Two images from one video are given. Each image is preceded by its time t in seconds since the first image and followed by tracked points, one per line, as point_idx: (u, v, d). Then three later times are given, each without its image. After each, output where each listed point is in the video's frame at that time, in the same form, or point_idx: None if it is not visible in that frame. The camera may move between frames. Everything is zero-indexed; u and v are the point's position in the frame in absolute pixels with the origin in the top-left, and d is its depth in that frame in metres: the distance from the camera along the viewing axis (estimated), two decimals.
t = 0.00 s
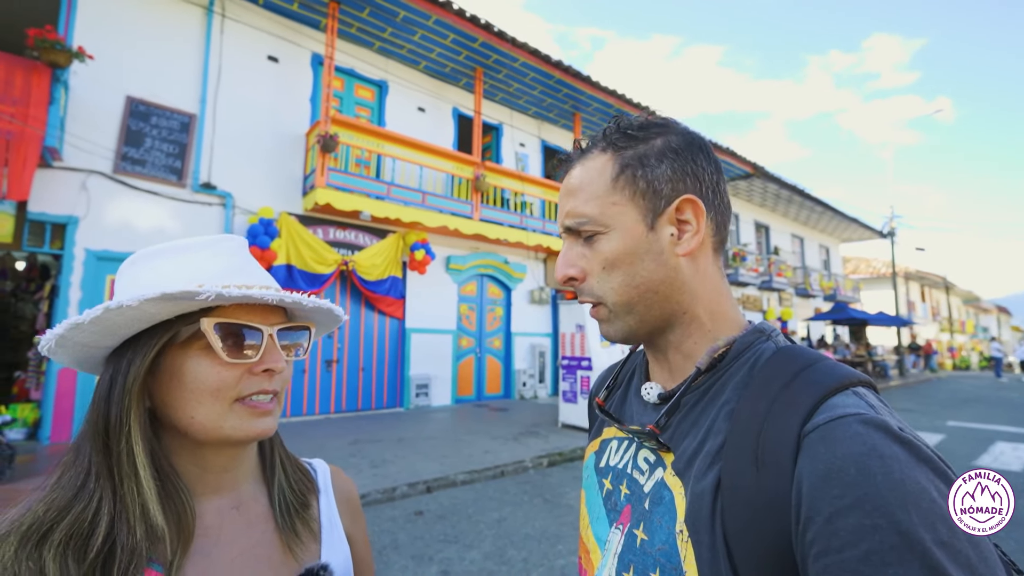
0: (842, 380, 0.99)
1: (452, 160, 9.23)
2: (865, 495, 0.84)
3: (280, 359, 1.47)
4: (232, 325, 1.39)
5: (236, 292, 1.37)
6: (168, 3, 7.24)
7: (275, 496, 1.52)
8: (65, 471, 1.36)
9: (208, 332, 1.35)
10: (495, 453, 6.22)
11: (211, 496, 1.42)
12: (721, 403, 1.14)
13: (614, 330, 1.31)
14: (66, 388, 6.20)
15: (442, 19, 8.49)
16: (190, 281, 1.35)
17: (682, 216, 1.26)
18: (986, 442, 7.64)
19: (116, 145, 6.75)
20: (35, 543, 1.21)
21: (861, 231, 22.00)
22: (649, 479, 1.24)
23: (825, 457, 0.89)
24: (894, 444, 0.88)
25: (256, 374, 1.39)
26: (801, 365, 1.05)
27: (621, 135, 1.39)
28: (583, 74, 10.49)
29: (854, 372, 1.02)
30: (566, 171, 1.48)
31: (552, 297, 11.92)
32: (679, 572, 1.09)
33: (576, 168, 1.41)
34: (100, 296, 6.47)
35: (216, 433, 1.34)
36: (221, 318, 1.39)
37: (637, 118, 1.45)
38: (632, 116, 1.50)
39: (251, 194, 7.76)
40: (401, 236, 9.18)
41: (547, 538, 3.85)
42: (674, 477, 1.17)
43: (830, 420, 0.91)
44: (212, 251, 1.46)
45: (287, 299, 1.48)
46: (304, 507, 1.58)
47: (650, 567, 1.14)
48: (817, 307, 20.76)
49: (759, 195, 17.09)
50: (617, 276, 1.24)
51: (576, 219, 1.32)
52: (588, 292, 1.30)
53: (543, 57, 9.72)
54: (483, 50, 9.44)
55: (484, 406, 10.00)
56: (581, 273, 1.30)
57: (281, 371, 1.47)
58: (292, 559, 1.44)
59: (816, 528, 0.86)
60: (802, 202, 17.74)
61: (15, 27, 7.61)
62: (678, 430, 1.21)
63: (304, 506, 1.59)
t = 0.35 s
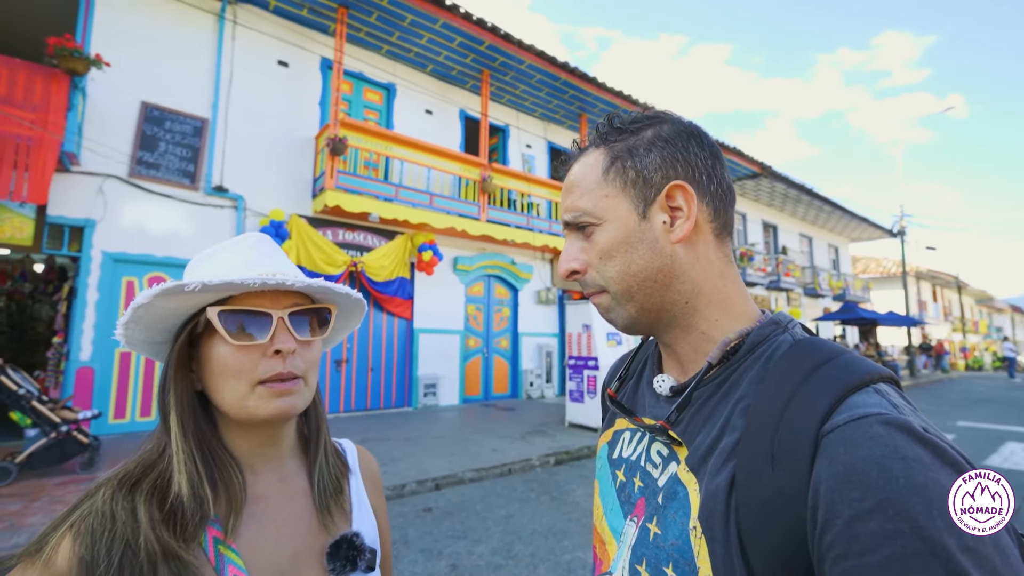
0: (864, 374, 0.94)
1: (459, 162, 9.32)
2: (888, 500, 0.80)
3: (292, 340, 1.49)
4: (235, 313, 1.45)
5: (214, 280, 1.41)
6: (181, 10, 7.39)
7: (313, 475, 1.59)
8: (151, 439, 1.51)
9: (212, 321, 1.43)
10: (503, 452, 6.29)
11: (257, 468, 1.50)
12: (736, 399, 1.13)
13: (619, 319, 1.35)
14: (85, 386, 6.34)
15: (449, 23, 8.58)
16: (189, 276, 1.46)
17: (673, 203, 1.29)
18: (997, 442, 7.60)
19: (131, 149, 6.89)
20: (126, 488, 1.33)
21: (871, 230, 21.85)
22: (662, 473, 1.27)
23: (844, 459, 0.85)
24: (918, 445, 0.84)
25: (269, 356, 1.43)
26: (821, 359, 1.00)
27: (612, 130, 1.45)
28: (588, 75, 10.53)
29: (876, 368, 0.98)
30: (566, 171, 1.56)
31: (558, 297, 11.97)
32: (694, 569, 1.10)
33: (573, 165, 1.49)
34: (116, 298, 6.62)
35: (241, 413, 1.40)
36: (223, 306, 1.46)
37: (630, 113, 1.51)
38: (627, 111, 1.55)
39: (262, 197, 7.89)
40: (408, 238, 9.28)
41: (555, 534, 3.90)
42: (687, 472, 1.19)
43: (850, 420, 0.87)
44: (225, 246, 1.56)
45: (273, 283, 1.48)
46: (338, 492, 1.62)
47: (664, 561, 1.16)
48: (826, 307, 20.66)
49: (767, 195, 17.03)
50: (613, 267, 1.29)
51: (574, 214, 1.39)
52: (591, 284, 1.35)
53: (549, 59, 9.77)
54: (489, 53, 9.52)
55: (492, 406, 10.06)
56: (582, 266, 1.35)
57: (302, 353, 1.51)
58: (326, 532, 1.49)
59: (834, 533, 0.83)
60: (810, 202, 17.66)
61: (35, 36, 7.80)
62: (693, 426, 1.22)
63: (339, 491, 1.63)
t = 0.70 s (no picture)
0: (873, 369, 0.96)
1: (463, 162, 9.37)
2: (895, 494, 0.83)
3: (316, 343, 1.51)
4: (266, 313, 1.51)
5: (245, 286, 1.48)
6: (188, 12, 7.46)
7: (338, 460, 1.64)
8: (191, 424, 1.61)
9: (245, 321, 1.50)
10: (507, 450, 6.33)
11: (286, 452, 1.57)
12: (745, 391, 1.17)
13: (619, 308, 1.40)
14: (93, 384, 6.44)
15: (453, 23, 8.62)
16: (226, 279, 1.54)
17: (677, 197, 1.31)
18: (1001, 442, 7.58)
19: (140, 150, 6.97)
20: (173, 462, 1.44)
21: (875, 230, 21.74)
22: (671, 466, 1.30)
23: (851, 454, 0.87)
24: (926, 440, 0.86)
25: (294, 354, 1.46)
26: (831, 352, 1.03)
27: (622, 118, 1.47)
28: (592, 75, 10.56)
29: (888, 360, 0.99)
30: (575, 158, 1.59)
31: (562, 297, 12.01)
32: (702, 562, 1.13)
33: (582, 153, 1.52)
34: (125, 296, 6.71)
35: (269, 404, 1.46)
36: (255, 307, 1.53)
37: (642, 101, 1.52)
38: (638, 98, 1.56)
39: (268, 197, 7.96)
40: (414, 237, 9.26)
41: (558, 530, 3.94)
42: (696, 466, 1.22)
43: (858, 415, 0.89)
44: (261, 250, 1.62)
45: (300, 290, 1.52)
46: (361, 480, 1.66)
47: (674, 554, 1.20)
48: (830, 306, 20.59)
49: (772, 195, 16.97)
50: (613, 257, 1.33)
51: (578, 204, 1.43)
52: (593, 273, 1.40)
53: (552, 59, 9.80)
54: (494, 53, 9.56)
55: (496, 405, 10.11)
56: (585, 256, 1.39)
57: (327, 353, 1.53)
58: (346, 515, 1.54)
59: (841, 528, 0.86)
60: (814, 201, 17.59)
61: (45, 39, 7.90)
62: (702, 419, 1.25)
63: (361, 479, 1.67)
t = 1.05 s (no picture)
0: (891, 377, 0.95)
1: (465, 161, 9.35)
2: (916, 505, 0.81)
3: (343, 341, 1.51)
4: (292, 312, 1.51)
5: (273, 284, 1.48)
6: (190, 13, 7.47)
7: (360, 464, 1.63)
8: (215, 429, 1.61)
9: (270, 321, 1.49)
10: (510, 450, 6.33)
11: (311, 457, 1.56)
12: (757, 397, 1.16)
13: (629, 314, 1.39)
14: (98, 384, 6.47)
15: (455, 23, 8.61)
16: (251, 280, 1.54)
17: (694, 204, 1.30)
18: (1007, 441, 7.53)
19: (143, 151, 6.98)
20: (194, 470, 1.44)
21: (878, 228, 21.65)
22: (677, 470, 1.29)
23: (870, 463, 0.86)
24: (948, 450, 0.85)
25: (322, 354, 1.46)
26: (847, 359, 1.02)
27: (639, 121, 1.46)
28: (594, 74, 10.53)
29: (905, 368, 0.98)
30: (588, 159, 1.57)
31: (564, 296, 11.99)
32: (713, 569, 1.13)
33: (596, 154, 1.51)
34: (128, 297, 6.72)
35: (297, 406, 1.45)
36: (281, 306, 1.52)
37: (658, 104, 1.50)
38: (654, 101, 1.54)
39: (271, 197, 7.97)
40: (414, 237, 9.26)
41: (561, 530, 3.94)
42: (704, 471, 1.21)
43: (877, 424, 0.88)
44: (284, 252, 1.63)
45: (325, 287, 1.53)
46: (383, 484, 1.66)
47: (683, 560, 1.19)
48: (834, 305, 20.51)
49: (775, 193, 16.91)
50: (625, 264, 1.32)
51: (590, 207, 1.42)
52: (602, 277, 1.39)
53: (554, 58, 9.78)
54: (495, 53, 9.55)
55: (498, 404, 10.11)
56: (596, 259, 1.38)
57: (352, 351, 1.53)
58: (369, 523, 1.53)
59: (860, 538, 0.84)
60: (817, 199, 17.53)
61: (48, 40, 7.93)
62: (711, 424, 1.24)
63: (384, 483, 1.66)
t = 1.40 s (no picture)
0: (870, 372, 0.93)
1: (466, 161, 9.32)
2: (894, 496, 0.79)
3: (337, 356, 1.50)
4: (287, 327, 1.47)
5: (271, 300, 1.44)
6: (191, 13, 7.46)
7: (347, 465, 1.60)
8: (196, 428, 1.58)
9: (263, 334, 1.46)
10: (511, 450, 6.30)
11: (298, 458, 1.53)
12: (741, 396, 1.13)
13: (619, 319, 1.36)
14: (97, 386, 6.45)
15: (456, 22, 8.59)
16: (247, 289, 1.49)
17: (685, 212, 1.27)
18: (1011, 443, 7.49)
19: (142, 151, 6.97)
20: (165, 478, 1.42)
21: (881, 229, 21.59)
22: (663, 465, 1.26)
23: (850, 456, 0.83)
24: (925, 442, 0.82)
25: (315, 370, 1.44)
26: (828, 355, 0.99)
27: (626, 123, 1.40)
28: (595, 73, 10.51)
29: (885, 364, 0.96)
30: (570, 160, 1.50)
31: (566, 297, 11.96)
32: (700, 563, 1.10)
33: (579, 155, 1.44)
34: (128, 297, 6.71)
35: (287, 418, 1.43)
36: (274, 319, 1.48)
37: (644, 104, 1.45)
38: (639, 101, 1.49)
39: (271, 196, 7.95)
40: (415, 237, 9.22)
41: (562, 532, 3.91)
42: (688, 465, 1.18)
43: (857, 417, 0.86)
44: (279, 254, 1.56)
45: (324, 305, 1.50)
46: (370, 483, 1.62)
47: (671, 555, 1.15)
48: (836, 306, 20.45)
49: (777, 193, 16.87)
50: (617, 273, 1.28)
51: (576, 213, 1.36)
52: (591, 283, 1.35)
53: (555, 58, 9.76)
54: (496, 52, 9.52)
55: (499, 405, 10.08)
56: (584, 266, 1.33)
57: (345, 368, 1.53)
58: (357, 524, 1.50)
59: (840, 529, 0.82)
60: (819, 200, 17.49)
61: (48, 40, 7.92)
62: (695, 421, 1.21)
63: (370, 482, 1.62)
